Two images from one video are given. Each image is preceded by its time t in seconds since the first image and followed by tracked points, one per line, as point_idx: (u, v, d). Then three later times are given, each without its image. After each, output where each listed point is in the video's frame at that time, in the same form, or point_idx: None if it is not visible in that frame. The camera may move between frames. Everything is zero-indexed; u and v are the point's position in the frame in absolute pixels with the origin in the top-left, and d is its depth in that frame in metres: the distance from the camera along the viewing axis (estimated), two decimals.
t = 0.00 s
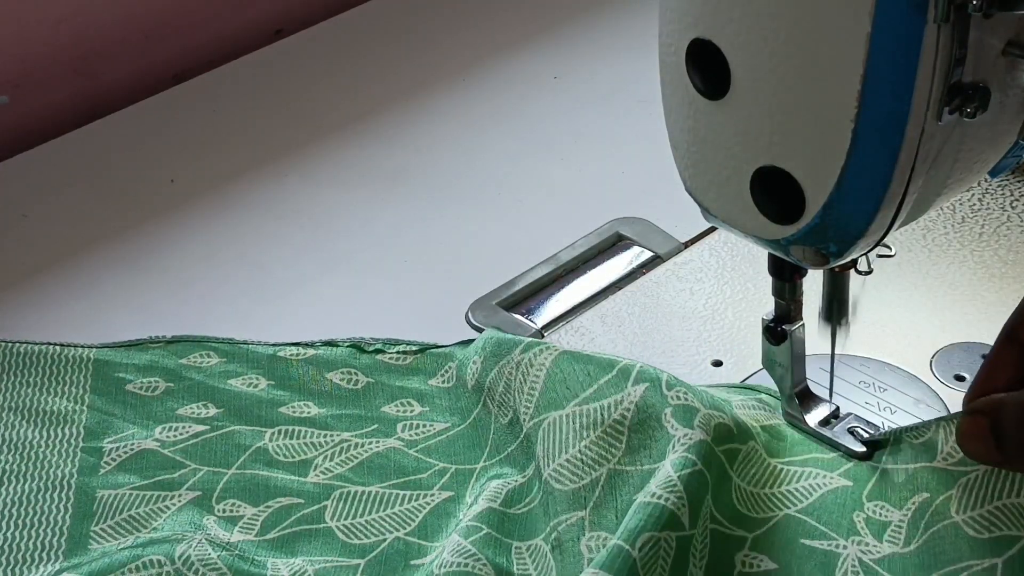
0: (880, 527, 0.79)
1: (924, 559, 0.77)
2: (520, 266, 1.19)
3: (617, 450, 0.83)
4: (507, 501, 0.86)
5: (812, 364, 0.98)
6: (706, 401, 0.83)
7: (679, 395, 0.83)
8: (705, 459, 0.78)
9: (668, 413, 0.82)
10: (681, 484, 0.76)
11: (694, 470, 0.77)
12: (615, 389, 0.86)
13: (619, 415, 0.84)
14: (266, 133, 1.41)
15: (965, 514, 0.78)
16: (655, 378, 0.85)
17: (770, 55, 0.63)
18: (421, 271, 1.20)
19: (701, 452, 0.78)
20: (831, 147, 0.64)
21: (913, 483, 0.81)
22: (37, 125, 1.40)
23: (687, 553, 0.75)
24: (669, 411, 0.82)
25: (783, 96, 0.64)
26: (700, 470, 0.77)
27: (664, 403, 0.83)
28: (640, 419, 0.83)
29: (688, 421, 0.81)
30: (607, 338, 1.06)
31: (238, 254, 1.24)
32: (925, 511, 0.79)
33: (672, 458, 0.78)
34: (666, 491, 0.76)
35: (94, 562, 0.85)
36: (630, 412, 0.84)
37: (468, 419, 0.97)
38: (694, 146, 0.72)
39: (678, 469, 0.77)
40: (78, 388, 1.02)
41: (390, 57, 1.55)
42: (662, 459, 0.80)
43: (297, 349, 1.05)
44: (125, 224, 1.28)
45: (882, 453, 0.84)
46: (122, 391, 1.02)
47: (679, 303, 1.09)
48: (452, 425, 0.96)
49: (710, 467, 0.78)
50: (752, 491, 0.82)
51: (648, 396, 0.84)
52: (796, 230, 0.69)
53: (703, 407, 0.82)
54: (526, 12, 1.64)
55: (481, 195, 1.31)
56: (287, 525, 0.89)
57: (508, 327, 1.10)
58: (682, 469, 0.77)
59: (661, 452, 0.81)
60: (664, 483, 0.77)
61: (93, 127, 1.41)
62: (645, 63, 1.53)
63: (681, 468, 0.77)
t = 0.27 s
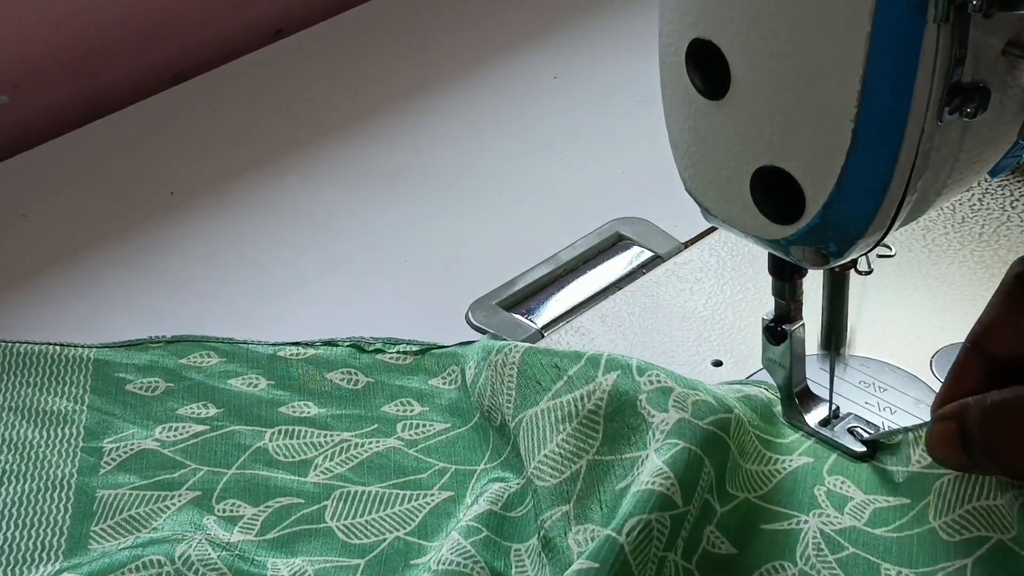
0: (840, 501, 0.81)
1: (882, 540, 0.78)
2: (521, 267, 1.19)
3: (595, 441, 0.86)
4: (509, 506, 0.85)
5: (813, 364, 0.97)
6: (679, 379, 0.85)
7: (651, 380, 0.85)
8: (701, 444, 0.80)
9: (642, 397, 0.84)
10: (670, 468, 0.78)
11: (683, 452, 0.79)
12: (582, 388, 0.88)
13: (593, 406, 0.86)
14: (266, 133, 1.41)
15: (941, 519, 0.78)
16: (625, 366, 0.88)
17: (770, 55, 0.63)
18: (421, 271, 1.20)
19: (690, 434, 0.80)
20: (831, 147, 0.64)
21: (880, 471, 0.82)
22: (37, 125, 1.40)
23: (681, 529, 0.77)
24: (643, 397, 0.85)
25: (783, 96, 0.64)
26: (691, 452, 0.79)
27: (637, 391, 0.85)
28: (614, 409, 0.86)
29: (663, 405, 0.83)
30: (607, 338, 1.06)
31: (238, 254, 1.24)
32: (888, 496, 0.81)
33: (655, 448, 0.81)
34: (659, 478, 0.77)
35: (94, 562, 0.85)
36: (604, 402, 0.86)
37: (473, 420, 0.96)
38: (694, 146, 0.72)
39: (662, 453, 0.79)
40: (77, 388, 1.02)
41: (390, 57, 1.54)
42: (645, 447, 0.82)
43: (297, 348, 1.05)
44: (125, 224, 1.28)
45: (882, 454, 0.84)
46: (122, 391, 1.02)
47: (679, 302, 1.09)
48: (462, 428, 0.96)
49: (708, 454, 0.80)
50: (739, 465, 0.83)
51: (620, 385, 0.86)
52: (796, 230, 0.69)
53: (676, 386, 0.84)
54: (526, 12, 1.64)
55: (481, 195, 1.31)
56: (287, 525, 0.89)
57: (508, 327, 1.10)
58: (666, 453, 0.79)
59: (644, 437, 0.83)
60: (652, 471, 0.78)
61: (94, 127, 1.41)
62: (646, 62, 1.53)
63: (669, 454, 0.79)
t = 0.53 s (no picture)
0: (804, 476, 0.83)
1: (843, 513, 0.80)
2: (521, 267, 1.19)
3: (575, 439, 0.87)
4: (513, 514, 0.85)
5: (813, 364, 0.97)
6: (652, 372, 0.87)
7: (625, 375, 0.87)
8: (692, 436, 0.81)
9: (619, 393, 0.86)
10: (663, 465, 0.78)
11: (674, 446, 0.80)
12: (556, 389, 0.90)
13: (568, 405, 0.88)
14: (266, 133, 1.41)
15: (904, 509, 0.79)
16: (596, 363, 0.89)
17: (770, 54, 0.63)
18: (421, 271, 1.20)
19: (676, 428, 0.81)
20: (832, 146, 0.63)
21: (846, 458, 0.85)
22: (37, 125, 1.40)
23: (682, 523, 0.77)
24: (619, 393, 0.86)
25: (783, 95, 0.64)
26: (684, 447, 0.80)
27: (613, 386, 0.87)
28: (588, 407, 0.88)
29: (642, 400, 0.85)
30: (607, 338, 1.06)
31: (239, 253, 1.24)
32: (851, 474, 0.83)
33: (642, 446, 0.82)
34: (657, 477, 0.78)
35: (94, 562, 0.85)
36: (578, 400, 0.88)
37: (475, 420, 0.96)
38: (694, 145, 0.72)
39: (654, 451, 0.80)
40: (77, 388, 1.02)
41: (390, 57, 1.54)
42: (630, 443, 0.84)
43: (297, 348, 1.05)
44: (125, 223, 1.28)
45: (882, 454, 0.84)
46: (121, 391, 1.03)
47: (680, 302, 1.09)
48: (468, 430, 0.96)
49: (700, 449, 0.81)
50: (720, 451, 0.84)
51: (593, 381, 0.88)
52: (796, 230, 0.69)
53: (651, 378, 0.86)
54: (527, 12, 1.64)
55: (481, 195, 1.31)
56: (286, 524, 0.89)
57: (508, 327, 1.10)
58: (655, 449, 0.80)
59: (629, 432, 0.85)
60: (646, 470, 0.79)
61: (94, 127, 1.41)
62: (646, 62, 1.52)
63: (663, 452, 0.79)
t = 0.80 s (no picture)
0: (805, 473, 0.84)
1: (847, 506, 0.81)
2: (521, 267, 1.19)
3: (572, 439, 0.88)
4: (513, 518, 0.85)
5: (813, 365, 0.97)
6: (647, 375, 0.88)
7: (621, 379, 0.88)
8: (689, 439, 0.82)
9: (614, 395, 0.87)
10: (663, 470, 0.79)
11: (672, 450, 0.81)
12: (546, 391, 0.90)
13: (565, 406, 0.89)
14: (266, 133, 1.41)
15: (911, 500, 0.81)
16: (592, 366, 0.90)
17: (770, 54, 0.63)
18: (421, 271, 1.20)
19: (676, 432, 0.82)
20: (832, 146, 0.63)
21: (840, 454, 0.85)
22: (37, 125, 1.40)
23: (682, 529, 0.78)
24: (614, 395, 0.87)
25: (783, 95, 0.64)
26: (683, 450, 0.81)
27: (608, 390, 0.88)
28: (585, 408, 0.88)
29: (638, 402, 0.86)
30: (607, 338, 1.06)
31: (239, 253, 1.24)
32: (851, 465, 0.84)
33: (638, 448, 0.83)
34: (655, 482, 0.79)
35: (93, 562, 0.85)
36: (574, 400, 0.89)
37: (476, 419, 0.96)
38: (694, 146, 0.72)
39: (654, 455, 0.81)
40: (77, 388, 1.02)
41: (391, 57, 1.54)
42: (626, 444, 0.85)
43: (298, 347, 1.05)
44: (124, 223, 1.28)
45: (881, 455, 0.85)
46: (121, 390, 1.02)
47: (680, 302, 1.09)
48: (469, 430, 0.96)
49: (696, 451, 0.82)
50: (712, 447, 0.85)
51: (589, 384, 0.89)
52: (796, 230, 0.69)
53: (647, 382, 0.87)
54: (527, 12, 1.64)
55: (481, 195, 1.31)
56: (286, 525, 0.89)
57: (508, 327, 1.10)
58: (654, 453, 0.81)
59: (623, 434, 0.85)
60: (645, 475, 0.79)
61: (93, 127, 1.41)
62: (646, 62, 1.52)
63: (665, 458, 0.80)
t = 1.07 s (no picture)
0: (804, 468, 0.84)
1: (847, 489, 0.82)
2: (521, 267, 1.19)
3: (561, 441, 0.87)
4: (510, 519, 0.85)
5: (813, 364, 0.97)
6: (637, 377, 0.87)
7: (611, 383, 0.88)
8: (683, 444, 0.81)
9: (604, 399, 0.87)
10: (662, 477, 0.79)
11: (667, 456, 0.80)
12: (535, 394, 0.90)
13: (553, 409, 0.88)
14: (266, 133, 1.41)
15: (907, 471, 0.82)
16: (581, 368, 0.89)
17: (770, 54, 0.63)
18: (420, 272, 1.20)
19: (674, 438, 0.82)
20: (832, 146, 0.63)
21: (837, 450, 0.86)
22: (37, 125, 1.40)
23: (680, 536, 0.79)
24: (604, 398, 0.87)
25: (783, 95, 0.64)
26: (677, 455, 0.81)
27: (597, 395, 0.87)
28: (574, 407, 0.88)
29: (629, 406, 0.85)
30: (607, 338, 1.06)
31: (238, 253, 1.24)
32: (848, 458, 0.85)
33: (632, 451, 0.83)
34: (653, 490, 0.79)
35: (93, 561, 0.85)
36: (563, 402, 0.88)
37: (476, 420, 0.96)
38: (694, 146, 0.72)
39: (649, 462, 0.81)
40: (77, 388, 1.02)
41: (390, 57, 1.54)
42: (614, 447, 0.85)
43: (298, 347, 1.05)
44: (124, 224, 1.28)
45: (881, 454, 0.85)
46: (121, 390, 1.02)
47: (680, 302, 1.09)
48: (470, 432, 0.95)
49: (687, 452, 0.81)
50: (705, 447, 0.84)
51: (578, 387, 0.88)
52: (796, 230, 0.69)
53: (636, 386, 0.87)
54: (526, 12, 1.64)
55: (481, 195, 1.31)
56: (286, 524, 0.89)
57: (508, 327, 1.10)
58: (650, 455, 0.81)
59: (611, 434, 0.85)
60: (644, 481, 0.79)
61: (93, 127, 1.41)
62: (645, 62, 1.52)
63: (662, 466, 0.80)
